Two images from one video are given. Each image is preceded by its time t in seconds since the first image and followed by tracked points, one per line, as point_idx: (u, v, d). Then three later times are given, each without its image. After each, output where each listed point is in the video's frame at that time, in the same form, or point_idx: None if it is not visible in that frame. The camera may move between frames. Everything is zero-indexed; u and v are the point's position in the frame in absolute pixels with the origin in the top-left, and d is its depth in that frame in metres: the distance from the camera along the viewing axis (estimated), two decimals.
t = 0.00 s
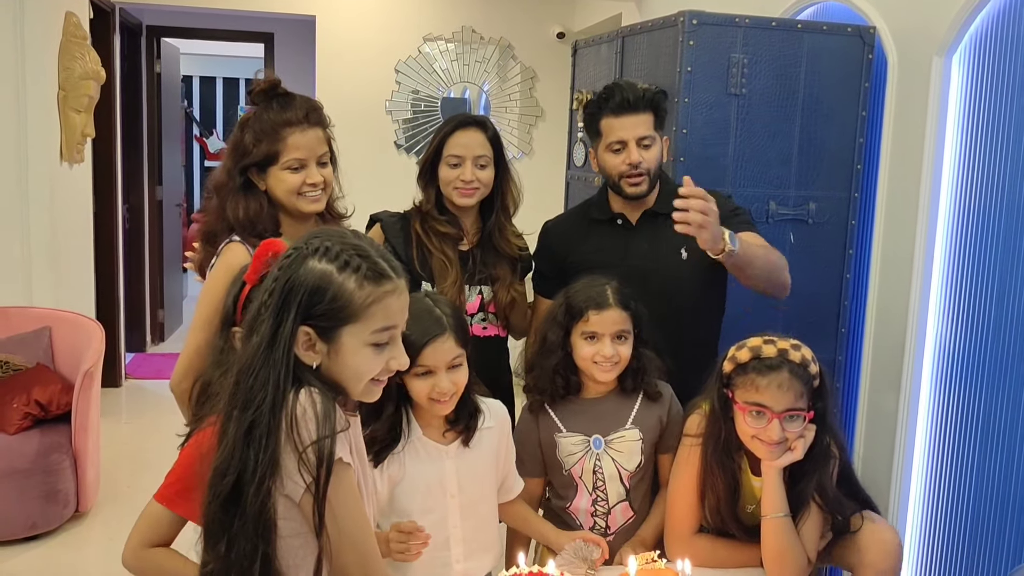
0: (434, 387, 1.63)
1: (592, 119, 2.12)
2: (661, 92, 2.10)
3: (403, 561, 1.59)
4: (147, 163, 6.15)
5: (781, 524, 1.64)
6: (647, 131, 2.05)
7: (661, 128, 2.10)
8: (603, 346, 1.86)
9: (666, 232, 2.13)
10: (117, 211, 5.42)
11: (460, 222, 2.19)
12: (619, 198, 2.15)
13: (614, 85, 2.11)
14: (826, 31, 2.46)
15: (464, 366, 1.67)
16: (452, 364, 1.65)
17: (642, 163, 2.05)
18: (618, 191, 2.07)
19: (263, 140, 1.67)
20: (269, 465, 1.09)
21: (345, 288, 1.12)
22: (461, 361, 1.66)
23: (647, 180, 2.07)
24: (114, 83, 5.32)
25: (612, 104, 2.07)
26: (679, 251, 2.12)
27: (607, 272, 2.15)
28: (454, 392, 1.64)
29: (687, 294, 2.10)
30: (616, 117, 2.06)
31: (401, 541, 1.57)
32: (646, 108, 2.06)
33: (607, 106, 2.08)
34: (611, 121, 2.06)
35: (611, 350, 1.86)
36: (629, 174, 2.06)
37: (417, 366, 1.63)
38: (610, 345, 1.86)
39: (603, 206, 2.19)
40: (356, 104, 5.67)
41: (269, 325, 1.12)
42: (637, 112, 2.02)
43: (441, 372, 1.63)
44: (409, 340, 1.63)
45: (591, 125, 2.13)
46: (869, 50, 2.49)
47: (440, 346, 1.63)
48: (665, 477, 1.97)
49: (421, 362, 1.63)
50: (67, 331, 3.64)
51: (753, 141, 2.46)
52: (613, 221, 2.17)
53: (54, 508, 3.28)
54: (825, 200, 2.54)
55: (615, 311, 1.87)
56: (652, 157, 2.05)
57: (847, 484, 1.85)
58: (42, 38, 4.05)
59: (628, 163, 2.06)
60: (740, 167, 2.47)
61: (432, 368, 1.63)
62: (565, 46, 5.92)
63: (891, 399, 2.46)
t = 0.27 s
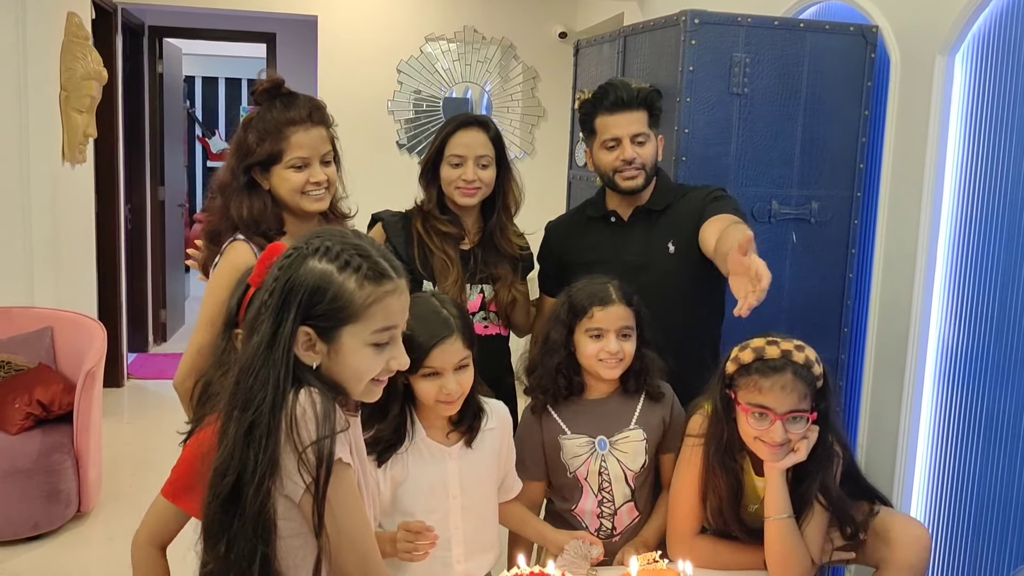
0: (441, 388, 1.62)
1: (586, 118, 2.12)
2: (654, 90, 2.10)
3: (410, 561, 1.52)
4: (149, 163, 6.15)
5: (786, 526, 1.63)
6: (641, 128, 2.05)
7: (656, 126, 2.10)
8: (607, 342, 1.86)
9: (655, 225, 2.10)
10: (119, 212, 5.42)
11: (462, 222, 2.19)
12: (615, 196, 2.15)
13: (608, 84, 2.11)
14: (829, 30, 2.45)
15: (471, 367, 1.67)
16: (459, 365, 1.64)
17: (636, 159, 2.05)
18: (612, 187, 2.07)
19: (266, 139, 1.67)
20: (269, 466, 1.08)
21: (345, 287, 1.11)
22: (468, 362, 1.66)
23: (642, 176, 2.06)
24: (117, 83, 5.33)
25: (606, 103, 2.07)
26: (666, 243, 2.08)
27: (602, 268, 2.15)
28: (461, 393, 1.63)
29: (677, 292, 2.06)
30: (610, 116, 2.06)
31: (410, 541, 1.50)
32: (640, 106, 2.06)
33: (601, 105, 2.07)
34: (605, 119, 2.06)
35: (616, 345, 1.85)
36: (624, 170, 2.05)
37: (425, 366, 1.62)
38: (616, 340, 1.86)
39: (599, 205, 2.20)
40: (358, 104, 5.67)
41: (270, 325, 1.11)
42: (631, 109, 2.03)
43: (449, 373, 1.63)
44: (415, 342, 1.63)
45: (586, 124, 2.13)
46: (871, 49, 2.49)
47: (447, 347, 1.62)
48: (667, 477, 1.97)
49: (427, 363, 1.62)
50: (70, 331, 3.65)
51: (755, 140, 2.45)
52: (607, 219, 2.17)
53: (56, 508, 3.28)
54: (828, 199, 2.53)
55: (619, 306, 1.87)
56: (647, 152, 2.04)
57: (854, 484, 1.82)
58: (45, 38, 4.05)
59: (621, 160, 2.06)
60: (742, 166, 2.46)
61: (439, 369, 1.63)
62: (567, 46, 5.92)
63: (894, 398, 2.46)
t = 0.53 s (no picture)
0: (445, 386, 1.62)
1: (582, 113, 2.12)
2: (649, 85, 2.09)
3: (409, 560, 1.51)
4: (149, 161, 6.15)
5: (788, 523, 1.63)
6: (634, 121, 2.05)
7: (651, 120, 2.10)
8: (607, 338, 1.85)
9: (648, 225, 2.09)
10: (119, 210, 5.41)
11: (461, 218, 2.18)
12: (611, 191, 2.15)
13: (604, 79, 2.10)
14: (829, 28, 2.45)
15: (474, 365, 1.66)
16: (463, 364, 1.63)
17: (630, 151, 2.05)
18: (607, 180, 2.06)
19: (267, 135, 1.67)
20: (265, 460, 1.08)
21: (341, 281, 1.11)
22: (471, 361, 1.65)
23: (636, 169, 2.05)
24: (116, 81, 5.33)
25: (600, 98, 2.06)
26: (659, 243, 2.07)
27: (592, 263, 2.15)
28: (464, 392, 1.63)
29: (668, 289, 2.05)
30: (605, 109, 2.05)
31: (409, 540, 1.49)
32: (633, 100, 2.06)
33: (596, 99, 2.07)
34: (599, 112, 2.06)
35: (616, 342, 1.85)
36: (618, 163, 2.05)
37: (427, 364, 1.62)
38: (616, 337, 1.86)
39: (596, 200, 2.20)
40: (358, 102, 5.67)
41: (266, 318, 1.11)
42: (624, 103, 2.02)
43: (452, 371, 1.62)
44: (421, 338, 1.61)
45: (582, 119, 2.13)
46: (871, 46, 2.48)
47: (451, 345, 1.62)
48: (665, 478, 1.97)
49: (432, 360, 1.61)
50: (69, 329, 3.64)
51: (755, 137, 2.45)
52: (603, 214, 2.17)
53: (55, 505, 3.28)
54: (828, 196, 2.53)
55: (618, 303, 1.87)
56: (640, 145, 2.04)
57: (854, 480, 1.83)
58: (44, 36, 4.04)
59: (615, 152, 2.05)
60: (742, 163, 2.46)
61: (442, 367, 1.62)
62: (567, 44, 5.91)
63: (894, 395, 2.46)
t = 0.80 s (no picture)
0: (447, 383, 1.61)
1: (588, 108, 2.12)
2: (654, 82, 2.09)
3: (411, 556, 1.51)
4: (149, 159, 6.15)
5: (789, 518, 1.62)
6: (640, 117, 2.05)
7: (655, 116, 2.09)
8: (607, 337, 1.85)
9: (650, 220, 2.09)
10: (118, 207, 5.41)
11: (462, 214, 2.18)
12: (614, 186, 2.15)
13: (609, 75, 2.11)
14: (830, 24, 2.44)
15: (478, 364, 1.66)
16: (466, 361, 1.63)
17: (633, 147, 2.05)
18: (610, 175, 2.06)
19: (270, 129, 1.66)
20: (264, 454, 1.08)
21: (341, 274, 1.10)
22: (474, 358, 1.65)
23: (639, 164, 2.06)
24: (116, 78, 5.32)
25: (605, 93, 2.07)
26: (661, 239, 2.06)
27: (593, 258, 2.14)
28: (467, 389, 1.62)
29: (668, 286, 2.05)
30: (609, 104, 2.06)
31: (411, 536, 1.49)
32: (638, 97, 2.06)
33: (600, 95, 2.08)
34: (604, 108, 2.07)
35: (616, 340, 1.85)
36: (622, 157, 2.05)
37: (431, 360, 1.62)
38: (615, 335, 1.85)
39: (597, 196, 2.20)
40: (359, 100, 5.66)
41: (265, 311, 1.10)
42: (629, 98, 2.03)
43: (456, 368, 1.62)
44: (425, 334, 1.62)
45: (588, 114, 2.13)
46: (872, 43, 2.48)
47: (455, 342, 1.61)
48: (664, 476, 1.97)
49: (435, 356, 1.61)
50: (68, 326, 3.64)
51: (755, 133, 2.45)
52: (604, 209, 2.17)
53: (54, 502, 3.27)
54: (828, 193, 2.52)
55: (617, 301, 1.87)
56: (644, 141, 2.04)
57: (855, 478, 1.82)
58: (44, 32, 4.04)
59: (620, 148, 2.06)
60: (743, 159, 2.45)
61: (445, 364, 1.62)
62: (568, 42, 5.90)
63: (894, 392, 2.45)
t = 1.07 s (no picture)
0: (452, 391, 1.60)
1: (592, 108, 2.12)
2: (660, 84, 2.10)
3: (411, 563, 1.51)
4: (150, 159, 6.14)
5: (789, 523, 1.62)
6: (644, 119, 2.04)
7: (661, 117, 2.11)
8: (608, 342, 1.84)
9: (655, 224, 2.08)
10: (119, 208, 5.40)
11: (464, 215, 2.18)
12: (617, 188, 2.14)
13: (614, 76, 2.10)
14: (831, 26, 2.43)
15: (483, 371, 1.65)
16: (471, 369, 1.63)
17: (639, 149, 2.05)
18: (615, 176, 2.06)
19: (273, 130, 1.66)
20: (261, 459, 1.07)
21: (339, 277, 1.10)
22: (480, 366, 1.64)
23: (643, 167, 2.05)
24: (117, 78, 5.32)
25: (611, 94, 2.07)
26: (665, 242, 2.06)
27: (594, 260, 2.13)
28: (472, 397, 1.61)
29: (668, 289, 2.04)
30: (615, 106, 2.06)
31: (411, 543, 1.48)
32: (644, 99, 2.06)
33: (606, 96, 2.08)
34: (609, 109, 2.07)
35: (616, 345, 1.84)
36: (627, 159, 2.05)
37: (437, 366, 1.61)
38: (616, 340, 1.85)
39: (599, 198, 2.19)
40: (360, 101, 5.66)
41: (263, 314, 1.09)
42: (635, 99, 2.03)
43: (461, 375, 1.61)
44: (430, 342, 1.61)
45: (591, 115, 2.13)
46: (874, 45, 2.47)
47: (460, 349, 1.61)
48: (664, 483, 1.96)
49: (440, 364, 1.61)
50: (68, 327, 3.64)
51: (757, 136, 2.44)
52: (606, 211, 2.16)
53: (53, 503, 3.27)
54: (829, 195, 2.52)
55: (618, 306, 1.86)
56: (650, 143, 2.04)
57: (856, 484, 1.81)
58: (45, 33, 4.03)
59: (625, 149, 2.05)
60: (744, 161, 2.45)
61: (451, 370, 1.61)
62: (569, 43, 5.90)
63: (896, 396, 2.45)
